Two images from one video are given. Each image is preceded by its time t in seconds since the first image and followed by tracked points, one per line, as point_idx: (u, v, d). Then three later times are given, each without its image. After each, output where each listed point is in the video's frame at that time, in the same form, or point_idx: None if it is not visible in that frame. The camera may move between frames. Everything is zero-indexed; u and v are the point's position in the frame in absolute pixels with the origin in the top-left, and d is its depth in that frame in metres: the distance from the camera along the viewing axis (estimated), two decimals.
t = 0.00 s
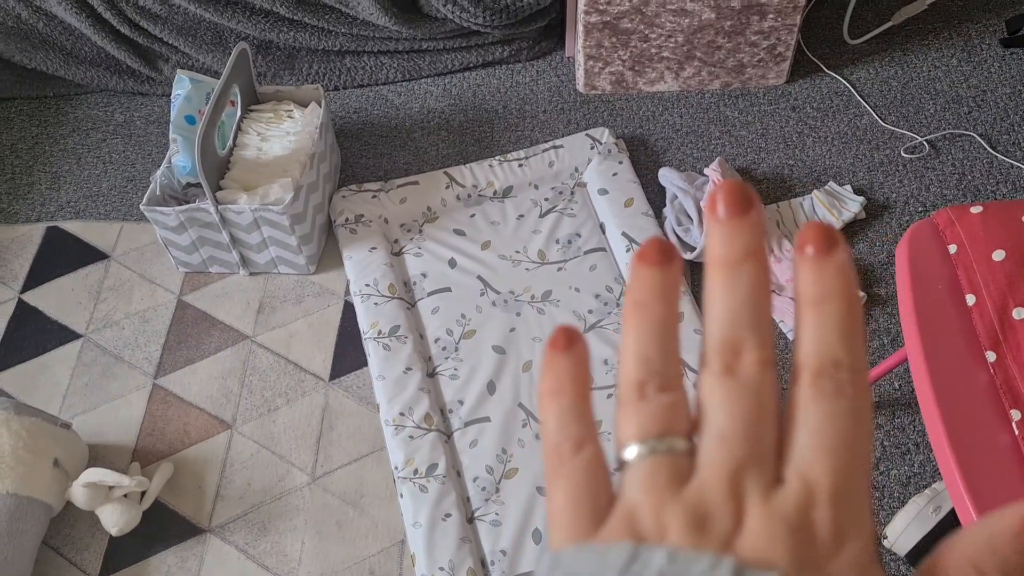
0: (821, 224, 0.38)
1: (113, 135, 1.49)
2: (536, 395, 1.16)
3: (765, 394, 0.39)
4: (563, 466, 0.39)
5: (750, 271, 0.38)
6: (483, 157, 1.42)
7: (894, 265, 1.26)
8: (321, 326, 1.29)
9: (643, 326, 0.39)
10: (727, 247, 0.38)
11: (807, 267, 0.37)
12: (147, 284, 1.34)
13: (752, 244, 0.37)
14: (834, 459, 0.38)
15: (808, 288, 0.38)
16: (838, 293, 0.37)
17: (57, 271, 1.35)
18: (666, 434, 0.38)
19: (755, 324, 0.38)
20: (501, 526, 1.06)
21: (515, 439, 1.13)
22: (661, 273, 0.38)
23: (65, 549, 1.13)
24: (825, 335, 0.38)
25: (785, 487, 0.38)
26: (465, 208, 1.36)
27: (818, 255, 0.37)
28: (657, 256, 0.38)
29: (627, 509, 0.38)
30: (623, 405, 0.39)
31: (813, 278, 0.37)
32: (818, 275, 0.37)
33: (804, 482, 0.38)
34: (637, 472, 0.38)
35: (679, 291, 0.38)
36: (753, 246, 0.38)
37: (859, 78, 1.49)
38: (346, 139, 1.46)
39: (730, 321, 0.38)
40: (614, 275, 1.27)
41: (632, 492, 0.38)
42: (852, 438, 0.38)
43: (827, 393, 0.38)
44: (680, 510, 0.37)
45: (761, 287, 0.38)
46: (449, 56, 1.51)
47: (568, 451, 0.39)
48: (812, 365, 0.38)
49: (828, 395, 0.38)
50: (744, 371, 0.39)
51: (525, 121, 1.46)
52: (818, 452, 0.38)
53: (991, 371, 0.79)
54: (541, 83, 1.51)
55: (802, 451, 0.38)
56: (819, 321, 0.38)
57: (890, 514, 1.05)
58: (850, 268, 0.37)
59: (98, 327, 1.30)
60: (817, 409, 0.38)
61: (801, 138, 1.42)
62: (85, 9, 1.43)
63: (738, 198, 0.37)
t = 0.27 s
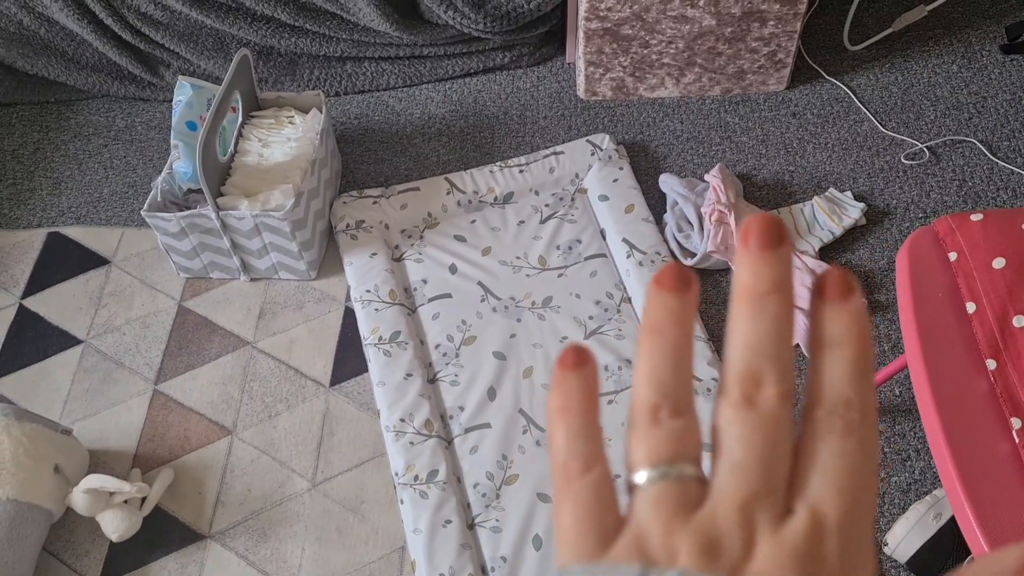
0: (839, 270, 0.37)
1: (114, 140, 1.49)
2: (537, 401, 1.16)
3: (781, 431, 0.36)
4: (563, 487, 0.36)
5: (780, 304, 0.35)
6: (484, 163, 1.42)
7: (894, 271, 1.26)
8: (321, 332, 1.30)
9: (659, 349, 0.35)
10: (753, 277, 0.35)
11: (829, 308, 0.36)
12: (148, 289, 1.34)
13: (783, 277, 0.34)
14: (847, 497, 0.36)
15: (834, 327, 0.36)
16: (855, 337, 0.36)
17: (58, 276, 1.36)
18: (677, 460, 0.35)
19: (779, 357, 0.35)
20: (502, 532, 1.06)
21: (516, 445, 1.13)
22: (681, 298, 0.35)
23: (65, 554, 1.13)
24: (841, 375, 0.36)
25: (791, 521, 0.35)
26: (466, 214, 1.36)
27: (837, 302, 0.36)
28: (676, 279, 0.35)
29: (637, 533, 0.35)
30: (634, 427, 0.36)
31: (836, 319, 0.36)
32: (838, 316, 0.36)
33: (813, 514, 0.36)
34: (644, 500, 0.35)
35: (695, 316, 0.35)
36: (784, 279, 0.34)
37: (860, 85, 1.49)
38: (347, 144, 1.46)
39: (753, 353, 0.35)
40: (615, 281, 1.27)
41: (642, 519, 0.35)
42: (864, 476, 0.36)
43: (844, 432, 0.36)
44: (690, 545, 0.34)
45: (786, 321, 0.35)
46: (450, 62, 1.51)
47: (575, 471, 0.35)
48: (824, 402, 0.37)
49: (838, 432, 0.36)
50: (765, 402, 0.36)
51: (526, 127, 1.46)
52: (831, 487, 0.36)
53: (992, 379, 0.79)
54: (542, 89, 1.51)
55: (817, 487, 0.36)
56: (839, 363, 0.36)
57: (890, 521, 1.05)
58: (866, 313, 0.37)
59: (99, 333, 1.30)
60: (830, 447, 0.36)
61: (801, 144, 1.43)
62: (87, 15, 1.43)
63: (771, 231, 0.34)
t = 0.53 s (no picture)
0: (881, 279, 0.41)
1: (112, 144, 1.49)
2: (535, 406, 1.16)
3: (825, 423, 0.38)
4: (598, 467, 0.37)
5: (834, 308, 0.39)
6: (482, 168, 1.42)
7: (893, 275, 1.26)
8: (319, 337, 1.29)
9: (694, 347, 0.38)
10: (813, 279, 0.39)
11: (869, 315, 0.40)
12: (145, 294, 1.34)
13: (835, 281, 0.38)
14: (871, 487, 0.38)
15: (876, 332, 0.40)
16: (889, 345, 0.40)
17: (56, 281, 1.35)
18: (699, 447, 0.37)
19: (819, 355, 0.38)
20: (500, 537, 1.05)
21: (514, 450, 1.12)
22: (720, 304, 0.38)
23: (61, 560, 1.12)
24: (876, 377, 0.39)
25: (814, 511, 0.37)
26: (464, 218, 1.36)
27: (874, 310, 0.40)
28: (716, 287, 0.38)
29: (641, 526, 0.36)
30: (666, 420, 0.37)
31: (875, 325, 0.40)
32: (873, 323, 0.40)
33: (837, 507, 0.37)
34: (664, 478, 0.37)
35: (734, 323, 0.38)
36: (837, 282, 0.38)
37: (858, 89, 1.49)
38: (346, 149, 1.46)
39: (795, 351, 0.39)
40: (613, 285, 1.27)
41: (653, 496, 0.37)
42: (890, 471, 0.38)
43: (875, 428, 0.38)
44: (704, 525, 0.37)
45: (836, 324, 0.38)
46: (448, 66, 1.51)
47: (597, 456, 0.37)
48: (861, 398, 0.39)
49: (869, 429, 0.38)
50: (801, 395, 0.38)
51: (524, 131, 1.46)
52: (856, 473, 0.38)
53: (991, 384, 0.78)
54: (540, 94, 1.51)
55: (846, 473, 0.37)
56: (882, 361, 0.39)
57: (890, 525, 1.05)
58: (897, 328, 0.41)
59: (96, 338, 1.30)
60: (859, 440, 0.38)
61: (799, 148, 1.43)
62: (85, 20, 1.43)
63: (829, 241, 0.38)
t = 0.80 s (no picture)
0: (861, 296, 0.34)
1: (112, 150, 1.49)
2: (533, 410, 1.16)
3: (814, 424, 0.30)
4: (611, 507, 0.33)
5: (821, 317, 0.31)
6: (481, 172, 1.42)
7: (891, 279, 1.26)
8: (318, 341, 1.29)
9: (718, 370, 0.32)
10: (795, 299, 0.32)
11: (856, 323, 0.32)
12: (145, 299, 1.34)
13: (817, 300, 0.32)
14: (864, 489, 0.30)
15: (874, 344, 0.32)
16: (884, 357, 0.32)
17: (55, 286, 1.35)
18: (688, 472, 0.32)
19: (809, 359, 0.31)
20: (499, 541, 1.05)
21: (513, 454, 1.12)
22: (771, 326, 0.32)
23: (61, 566, 1.12)
24: (873, 383, 0.31)
25: (809, 489, 0.29)
26: (463, 223, 1.36)
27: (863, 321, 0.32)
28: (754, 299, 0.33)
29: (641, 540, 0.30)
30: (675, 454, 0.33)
31: (865, 333, 0.32)
32: (867, 331, 0.32)
33: (834, 488, 0.30)
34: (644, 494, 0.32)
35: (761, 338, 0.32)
36: (820, 300, 0.32)
37: (856, 93, 1.49)
38: (345, 153, 1.47)
39: (784, 358, 0.31)
40: (612, 290, 1.27)
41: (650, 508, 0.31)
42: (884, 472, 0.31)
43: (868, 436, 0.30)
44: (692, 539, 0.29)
45: (823, 334, 0.31)
46: (447, 71, 1.51)
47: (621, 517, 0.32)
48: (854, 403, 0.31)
49: (861, 421, 0.30)
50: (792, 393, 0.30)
51: (523, 136, 1.46)
52: (853, 463, 0.30)
53: (988, 386, 0.78)
54: (539, 98, 1.51)
55: (837, 467, 0.30)
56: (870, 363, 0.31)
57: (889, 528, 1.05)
58: (891, 337, 0.33)
59: (96, 343, 1.30)
60: (848, 435, 0.30)
61: (798, 152, 1.43)
62: (85, 25, 1.43)
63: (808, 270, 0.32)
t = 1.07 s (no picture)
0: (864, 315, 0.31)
1: (111, 153, 1.50)
2: (533, 413, 1.16)
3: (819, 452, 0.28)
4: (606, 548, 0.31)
5: (827, 336, 0.29)
6: (480, 175, 1.42)
7: (890, 282, 1.26)
8: (317, 345, 1.29)
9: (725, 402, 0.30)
10: (799, 319, 0.29)
11: (865, 342, 0.29)
12: (144, 302, 1.34)
13: (824, 320, 0.29)
14: (878, 520, 0.28)
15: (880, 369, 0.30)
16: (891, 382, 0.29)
17: (55, 289, 1.36)
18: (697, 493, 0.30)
19: (813, 385, 0.28)
20: (499, 544, 1.05)
21: (512, 457, 1.12)
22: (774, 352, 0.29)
23: (60, 569, 1.12)
24: (881, 407, 0.29)
25: (818, 516, 0.27)
26: (463, 226, 1.36)
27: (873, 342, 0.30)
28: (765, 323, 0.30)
29: None
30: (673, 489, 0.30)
31: (869, 356, 0.29)
32: (872, 352, 0.29)
33: (842, 513, 0.28)
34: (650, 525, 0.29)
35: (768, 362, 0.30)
36: (826, 320, 0.29)
37: (855, 96, 1.49)
38: (344, 157, 1.47)
39: (788, 382, 0.28)
40: (611, 292, 1.27)
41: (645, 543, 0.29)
42: (896, 500, 0.28)
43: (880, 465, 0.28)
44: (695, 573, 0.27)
45: (828, 357, 0.29)
46: (446, 74, 1.52)
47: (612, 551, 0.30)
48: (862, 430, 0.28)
49: (869, 448, 0.28)
50: (798, 419, 0.28)
51: (522, 139, 1.47)
52: (860, 487, 0.28)
53: (987, 388, 0.78)
54: (538, 101, 1.52)
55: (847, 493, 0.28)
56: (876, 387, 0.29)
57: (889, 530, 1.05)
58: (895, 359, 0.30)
59: (95, 347, 1.30)
60: (855, 461, 0.28)
61: (797, 155, 1.43)
62: (84, 29, 1.44)
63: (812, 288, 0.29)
